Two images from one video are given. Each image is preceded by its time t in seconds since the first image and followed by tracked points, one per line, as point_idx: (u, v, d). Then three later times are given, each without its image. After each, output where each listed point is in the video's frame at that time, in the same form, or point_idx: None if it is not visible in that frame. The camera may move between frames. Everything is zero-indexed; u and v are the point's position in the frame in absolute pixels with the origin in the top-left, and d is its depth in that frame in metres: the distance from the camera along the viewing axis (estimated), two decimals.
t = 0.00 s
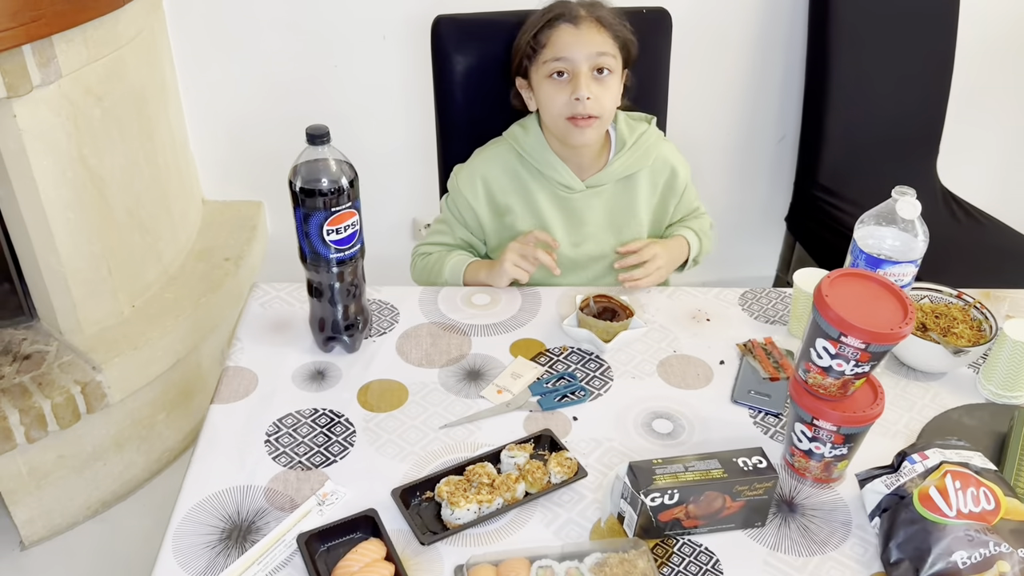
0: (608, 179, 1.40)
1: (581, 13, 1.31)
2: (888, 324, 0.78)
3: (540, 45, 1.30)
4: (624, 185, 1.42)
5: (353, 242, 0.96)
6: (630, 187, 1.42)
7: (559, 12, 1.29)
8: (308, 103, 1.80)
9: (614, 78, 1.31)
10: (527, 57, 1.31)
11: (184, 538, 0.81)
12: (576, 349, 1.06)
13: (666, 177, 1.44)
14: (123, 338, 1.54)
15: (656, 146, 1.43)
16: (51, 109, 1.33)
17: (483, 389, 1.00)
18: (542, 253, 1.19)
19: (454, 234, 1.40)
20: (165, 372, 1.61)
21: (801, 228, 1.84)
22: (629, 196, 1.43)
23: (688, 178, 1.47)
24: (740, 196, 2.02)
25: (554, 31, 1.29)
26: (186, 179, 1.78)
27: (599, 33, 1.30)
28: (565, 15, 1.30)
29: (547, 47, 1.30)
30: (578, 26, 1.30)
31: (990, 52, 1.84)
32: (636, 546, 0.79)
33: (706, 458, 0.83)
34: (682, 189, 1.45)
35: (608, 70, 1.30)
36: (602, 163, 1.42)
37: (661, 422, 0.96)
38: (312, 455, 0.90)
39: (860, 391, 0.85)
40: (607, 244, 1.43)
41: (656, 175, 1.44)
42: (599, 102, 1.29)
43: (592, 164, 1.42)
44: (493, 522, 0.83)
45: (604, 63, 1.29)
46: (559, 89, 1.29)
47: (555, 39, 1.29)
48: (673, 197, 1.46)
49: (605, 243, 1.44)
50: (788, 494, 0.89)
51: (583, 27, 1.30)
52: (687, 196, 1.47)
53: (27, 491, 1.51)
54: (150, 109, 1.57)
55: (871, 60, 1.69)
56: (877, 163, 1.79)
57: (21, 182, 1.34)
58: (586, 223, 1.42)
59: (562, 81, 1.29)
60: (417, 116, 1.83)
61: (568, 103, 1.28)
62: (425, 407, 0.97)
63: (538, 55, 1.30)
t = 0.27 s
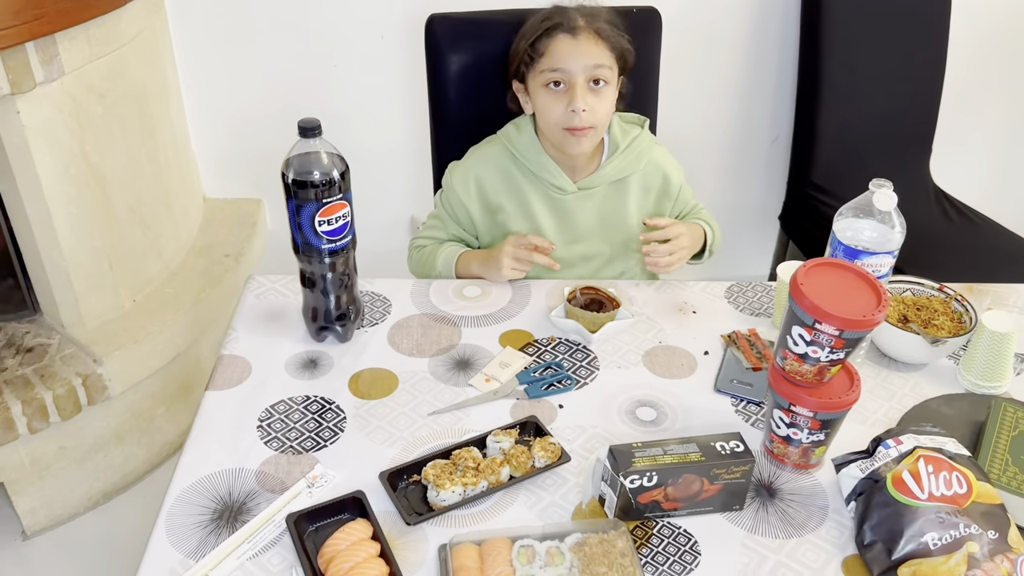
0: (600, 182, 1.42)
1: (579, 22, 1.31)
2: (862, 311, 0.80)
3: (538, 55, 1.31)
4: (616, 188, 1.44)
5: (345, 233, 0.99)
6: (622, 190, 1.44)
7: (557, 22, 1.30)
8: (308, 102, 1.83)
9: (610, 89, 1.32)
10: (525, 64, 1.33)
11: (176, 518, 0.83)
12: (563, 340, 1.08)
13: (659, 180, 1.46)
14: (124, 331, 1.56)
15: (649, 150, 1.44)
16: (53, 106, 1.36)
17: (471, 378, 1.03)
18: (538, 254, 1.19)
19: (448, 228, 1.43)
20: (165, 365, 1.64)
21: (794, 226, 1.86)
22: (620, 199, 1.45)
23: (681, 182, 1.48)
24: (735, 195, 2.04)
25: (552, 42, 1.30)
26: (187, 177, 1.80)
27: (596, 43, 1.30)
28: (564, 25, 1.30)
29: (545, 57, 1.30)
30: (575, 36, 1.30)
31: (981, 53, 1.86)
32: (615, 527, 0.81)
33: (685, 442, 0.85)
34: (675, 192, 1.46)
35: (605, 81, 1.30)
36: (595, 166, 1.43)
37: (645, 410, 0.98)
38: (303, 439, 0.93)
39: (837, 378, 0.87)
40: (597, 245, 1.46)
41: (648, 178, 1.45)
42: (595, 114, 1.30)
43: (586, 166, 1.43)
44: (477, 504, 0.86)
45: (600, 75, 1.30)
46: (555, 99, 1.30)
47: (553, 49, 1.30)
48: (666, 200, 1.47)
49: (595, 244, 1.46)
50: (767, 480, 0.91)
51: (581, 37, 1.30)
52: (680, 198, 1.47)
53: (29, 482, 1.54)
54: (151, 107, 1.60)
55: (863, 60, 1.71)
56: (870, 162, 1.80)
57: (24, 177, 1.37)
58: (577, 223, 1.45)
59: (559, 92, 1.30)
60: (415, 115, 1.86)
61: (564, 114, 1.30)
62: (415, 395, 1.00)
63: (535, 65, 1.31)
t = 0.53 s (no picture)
0: (593, 181, 1.44)
1: (578, 29, 1.31)
2: (840, 300, 0.82)
3: (537, 61, 1.32)
4: (609, 187, 1.46)
5: (337, 225, 1.01)
6: (615, 189, 1.46)
7: (558, 29, 1.30)
8: (307, 100, 1.85)
9: (606, 97, 1.34)
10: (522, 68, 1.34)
11: (168, 503, 0.85)
12: (553, 332, 1.10)
13: (652, 179, 1.48)
14: (124, 326, 1.59)
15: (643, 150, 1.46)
16: (55, 102, 1.38)
17: (461, 368, 1.04)
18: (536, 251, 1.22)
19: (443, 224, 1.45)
20: (164, 360, 1.66)
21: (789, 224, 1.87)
22: (613, 198, 1.46)
23: (673, 182, 1.50)
24: (732, 193, 2.05)
25: (551, 50, 1.31)
26: (188, 174, 1.83)
27: (595, 53, 1.31)
28: (563, 32, 1.30)
29: (543, 64, 1.31)
30: (574, 45, 1.30)
31: (975, 52, 1.87)
32: (598, 512, 0.83)
33: (667, 429, 0.87)
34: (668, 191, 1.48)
35: (601, 90, 1.32)
36: (589, 165, 1.45)
37: (631, 400, 0.99)
38: (294, 427, 0.94)
39: (818, 366, 0.88)
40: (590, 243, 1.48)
41: (641, 178, 1.47)
42: (591, 123, 1.32)
43: (580, 165, 1.45)
44: (463, 489, 0.87)
45: (597, 83, 1.32)
46: (552, 106, 1.32)
47: (551, 56, 1.31)
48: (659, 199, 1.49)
49: (588, 241, 1.48)
50: (750, 467, 0.92)
51: (580, 46, 1.30)
52: (673, 198, 1.49)
53: (30, 474, 1.56)
54: (151, 105, 1.62)
55: (857, 60, 1.72)
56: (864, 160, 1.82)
57: (25, 173, 1.39)
58: (570, 220, 1.47)
59: (556, 100, 1.32)
60: (413, 114, 1.88)
61: (561, 122, 1.32)
62: (405, 384, 1.01)
63: (534, 71, 1.32)
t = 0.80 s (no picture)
0: (591, 172, 1.46)
1: (584, 27, 1.31)
2: (828, 289, 0.83)
3: (542, 58, 1.31)
4: (606, 179, 1.47)
5: (335, 217, 1.03)
6: (612, 181, 1.48)
7: (563, 27, 1.30)
8: (309, 99, 1.87)
9: (608, 96, 1.33)
10: (527, 64, 1.33)
11: (167, 487, 0.86)
12: (548, 323, 1.11)
13: (648, 171, 1.49)
14: (128, 321, 1.61)
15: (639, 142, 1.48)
16: (60, 99, 1.40)
17: (458, 358, 1.05)
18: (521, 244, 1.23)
19: (442, 217, 1.46)
20: (167, 355, 1.68)
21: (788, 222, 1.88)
22: (611, 190, 1.48)
23: (670, 174, 1.51)
24: (731, 192, 2.06)
25: (557, 47, 1.30)
26: (192, 172, 1.85)
27: (599, 52, 1.31)
28: (569, 30, 1.30)
29: (548, 61, 1.31)
30: (580, 43, 1.30)
31: (974, 51, 1.88)
32: (589, 497, 0.84)
33: (658, 416, 0.88)
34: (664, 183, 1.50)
35: (605, 88, 1.31)
36: (586, 157, 1.46)
37: (625, 389, 1.00)
38: (292, 415, 0.96)
39: (807, 355, 0.90)
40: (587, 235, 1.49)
41: (637, 170, 1.49)
42: (593, 120, 1.31)
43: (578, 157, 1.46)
44: (458, 475, 0.89)
45: (602, 83, 1.31)
46: (555, 103, 1.31)
47: (557, 54, 1.30)
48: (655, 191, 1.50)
49: (585, 234, 1.50)
50: (740, 455, 0.93)
51: (585, 44, 1.30)
52: (669, 190, 1.51)
53: (34, 467, 1.58)
54: (156, 102, 1.64)
55: (855, 58, 1.74)
56: (863, 158, 1.82)
57: (30, 168, 1.41)
58: (567, 213, 1.48)
59: (559, 97, 1.31)
60: (415, 112, 1.90)
61: (563, 119, 1.31)
62: (402, 374, 1.03)
63: (539, 68, 1.32)
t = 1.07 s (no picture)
0: (591, 166, 1.48)
1: (615, 22, 1.32)
2: (822, 275, 0.84)
3: (576, 53, 1.32)
4: (606, 172, 1.49)
5: (338, 208, 1.04)
6: (612, 174, 1.50)
7: (598, 22, 1.31)
8: (315, 97, 1.89)
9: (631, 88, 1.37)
10: (557, 56, 1.34)
11: (173, 471, 0.88)
12: (549, 314, 1.13)
13: (646, 165, 1.52)
14: (135, 315, 1.63)
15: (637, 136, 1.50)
16: (69, 95, 1.42)
17: (459, 347, 1.07)
18: (516, 245, 1.23)
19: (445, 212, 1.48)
20: (174, 349, 1.70)
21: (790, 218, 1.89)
22: (610, 183, 1.50)
23: (668, 168, 1.53)
24: (734, 189, 2.08)
25: (592, 42, 1.31)
26: (199, 169, 1.87)
27: (630, 47, 1.33)
28: (603, 25, 1.31)
29: (584, 56, 1.32)
30: (614, 38, 1.31)
31: (975, 48, 1.89)
32: (587, 481, 0.86)
33: (654, 401, 0.90)
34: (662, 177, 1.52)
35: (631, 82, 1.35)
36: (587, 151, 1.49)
37: (623, 377, 1.02)
38: (295, 402, 0.98)
39: (802, 342, 0.91)
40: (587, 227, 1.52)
41: (636, 163, 1.51)
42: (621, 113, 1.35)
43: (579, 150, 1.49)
44: (458, 460, 0.90)
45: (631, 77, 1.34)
46: (588, 97, 1.33)
47: (592, 48, 1.31)
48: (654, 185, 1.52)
49: (586, 227, 1.52)
50: (737, 442, 0.95)
51: (619, 39, 1.32)
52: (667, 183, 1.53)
53: (43, 459, 1.60)
54: (163, 100, 1.67)
55: (856, 55, 1.75)
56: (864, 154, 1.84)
57: (40, 164, 1.43)
58: (568, 207, 1.50)
59: (593, 91, 1.33)
60: (419, 110, 1.92)
61: (596, 114, 1.33)
62: (404, 362, 1.04)
63: (572, 62, 1.33)
